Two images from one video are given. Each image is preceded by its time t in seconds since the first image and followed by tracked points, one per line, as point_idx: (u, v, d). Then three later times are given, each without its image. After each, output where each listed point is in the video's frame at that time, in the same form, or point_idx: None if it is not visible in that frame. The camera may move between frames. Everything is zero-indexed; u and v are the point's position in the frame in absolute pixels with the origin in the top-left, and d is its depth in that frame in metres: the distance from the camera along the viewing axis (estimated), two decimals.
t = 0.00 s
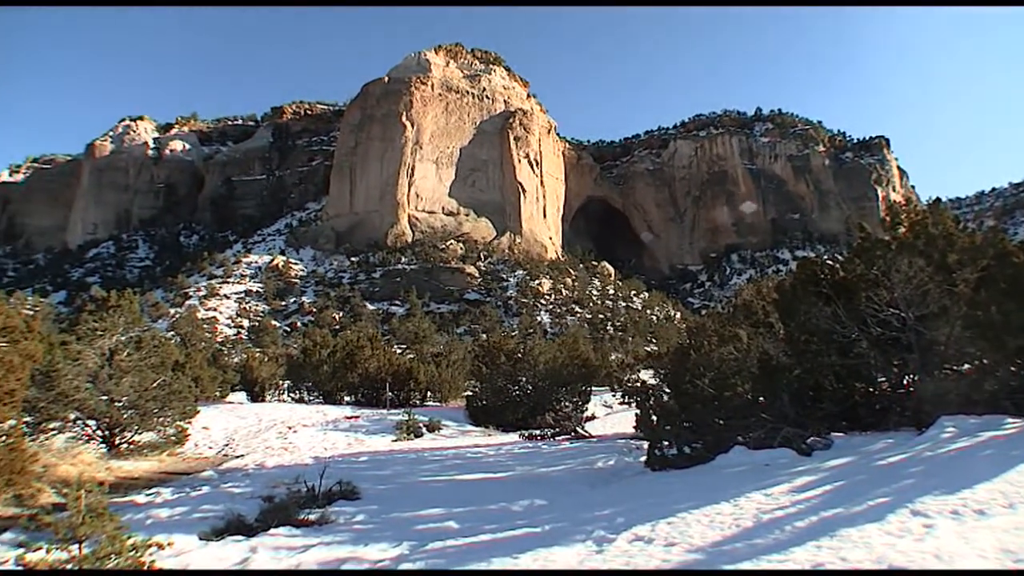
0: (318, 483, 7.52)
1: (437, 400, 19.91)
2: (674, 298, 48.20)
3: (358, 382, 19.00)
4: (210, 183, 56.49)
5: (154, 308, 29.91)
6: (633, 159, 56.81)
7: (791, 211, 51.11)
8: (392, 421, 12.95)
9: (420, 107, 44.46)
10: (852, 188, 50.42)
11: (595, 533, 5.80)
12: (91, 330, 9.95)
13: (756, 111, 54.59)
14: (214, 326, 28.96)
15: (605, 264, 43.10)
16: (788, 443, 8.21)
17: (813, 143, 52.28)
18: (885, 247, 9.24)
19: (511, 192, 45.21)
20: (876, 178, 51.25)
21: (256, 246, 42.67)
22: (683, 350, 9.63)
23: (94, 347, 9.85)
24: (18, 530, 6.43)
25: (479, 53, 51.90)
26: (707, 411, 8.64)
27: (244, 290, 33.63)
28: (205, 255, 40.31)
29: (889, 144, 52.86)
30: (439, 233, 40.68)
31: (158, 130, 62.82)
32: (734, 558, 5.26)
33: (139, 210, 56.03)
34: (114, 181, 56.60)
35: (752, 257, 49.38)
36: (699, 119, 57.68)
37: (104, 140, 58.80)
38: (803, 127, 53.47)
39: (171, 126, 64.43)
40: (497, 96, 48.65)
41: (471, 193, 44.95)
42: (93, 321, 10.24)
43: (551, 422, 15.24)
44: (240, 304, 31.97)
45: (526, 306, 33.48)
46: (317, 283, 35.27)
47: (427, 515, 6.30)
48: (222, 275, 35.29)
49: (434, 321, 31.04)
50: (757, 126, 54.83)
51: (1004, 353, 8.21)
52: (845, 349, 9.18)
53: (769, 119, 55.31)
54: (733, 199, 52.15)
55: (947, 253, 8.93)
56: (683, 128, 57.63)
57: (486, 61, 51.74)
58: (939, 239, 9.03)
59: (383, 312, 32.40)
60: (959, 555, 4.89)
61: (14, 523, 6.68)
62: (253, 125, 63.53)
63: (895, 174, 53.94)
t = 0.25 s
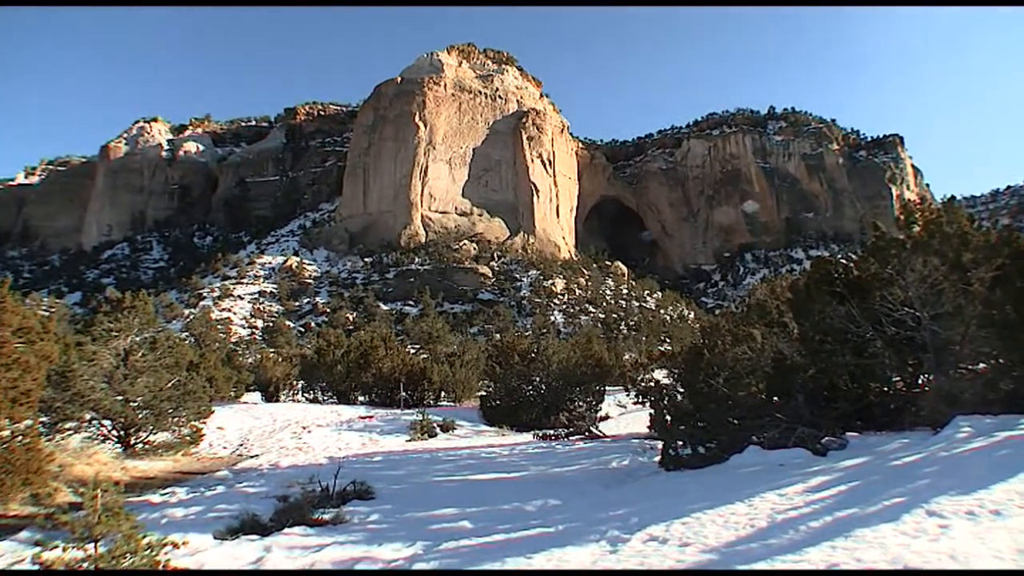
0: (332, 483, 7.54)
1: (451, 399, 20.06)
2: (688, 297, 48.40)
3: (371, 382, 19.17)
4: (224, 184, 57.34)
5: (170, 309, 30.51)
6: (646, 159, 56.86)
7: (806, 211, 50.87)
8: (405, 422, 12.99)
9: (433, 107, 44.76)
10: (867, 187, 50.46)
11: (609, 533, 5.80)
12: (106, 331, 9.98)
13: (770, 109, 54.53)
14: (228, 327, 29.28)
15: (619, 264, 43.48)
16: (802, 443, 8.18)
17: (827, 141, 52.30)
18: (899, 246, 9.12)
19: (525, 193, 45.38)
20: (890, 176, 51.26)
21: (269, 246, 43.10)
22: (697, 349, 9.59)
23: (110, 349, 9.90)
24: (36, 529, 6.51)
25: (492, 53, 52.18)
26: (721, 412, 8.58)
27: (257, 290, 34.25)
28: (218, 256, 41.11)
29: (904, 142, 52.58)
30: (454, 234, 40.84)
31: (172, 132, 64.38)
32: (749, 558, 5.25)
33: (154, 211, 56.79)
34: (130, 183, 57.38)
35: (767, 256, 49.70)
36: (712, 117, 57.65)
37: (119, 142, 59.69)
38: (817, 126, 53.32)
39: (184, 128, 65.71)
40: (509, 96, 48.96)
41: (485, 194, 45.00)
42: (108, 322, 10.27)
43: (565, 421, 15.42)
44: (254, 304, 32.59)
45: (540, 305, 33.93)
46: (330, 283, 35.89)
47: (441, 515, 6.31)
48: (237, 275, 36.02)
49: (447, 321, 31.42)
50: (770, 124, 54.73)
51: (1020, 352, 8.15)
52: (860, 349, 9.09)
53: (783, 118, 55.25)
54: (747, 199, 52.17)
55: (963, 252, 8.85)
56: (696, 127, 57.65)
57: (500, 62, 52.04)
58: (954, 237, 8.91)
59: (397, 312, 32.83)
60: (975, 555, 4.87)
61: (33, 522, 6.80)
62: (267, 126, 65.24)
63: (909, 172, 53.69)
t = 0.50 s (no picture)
0: (349, 483, 7.56)
1: (467, 399, 20.21)
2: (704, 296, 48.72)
3: (389, 382, 19.51)
4: (241, 186, 58.62)
5: (187, 310, 31.27)
6: (662, 158, 56.77)
7: (822, 209, 51.23)
8: (422, 422, 13.04)
9: (449, 108, 45.10)
10: (884, 185, 50.48)
11: (626, 533, 5.79)
12: (124, 332, 10.02)
13: (786, 107, 54.39)
14: (245, 327, 30.19)
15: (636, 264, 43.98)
16: (820, 442, 8.17)
17: (844, 139, 52.01)
18: (917, 244, 9.05)
19: (541, 193, 45.59)
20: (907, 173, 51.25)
21: (285, 247, 44.08)
22: (715, 348, 9.59)
23: (128, 349, 9.96)
24: (57, 527, 6.60)
25: (507, 53, 52.52)
26: (738, 411, 8.55)
27: (274, 291, 35.02)
28: (234, 257, 41.85)
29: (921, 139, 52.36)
30: (470, 234, 41.01)
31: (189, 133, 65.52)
32: (766, 558, 5.22)
33: (170, 212, 58.45)
34: (146, 184, 59.37)
35: (783, 254, 50.67)
36: (729, 116, 57.39)
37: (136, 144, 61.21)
38: (834, 123, 52.85)
39: (201, 129, 66.59)
40: (525, 96, 49.18)
41: (501, 194, 45.02)
42: (126, 323, 10.30)
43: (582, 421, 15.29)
44: (271, 305, 33.41)
45: (556, 305, 34.46)
46: (347, 283, 36.83)
47: (458, 514, 6.32)
48: (252, 277, 36.96)
49: (464, 321, 31.83)
50: (787, 122, 54.03)
51: None
52: (877, 348, 9.06)
53: (799, 116, 54.31)
54: (763, 197, 52.30)
55: (981, 251, 8.81)
56: (711, 126, 57.56)
57: (515, 62, 52.31)
58: (973, 235, 8.88)
59: (413, 312, 33.32)
60: (996, 556, 4.82)
61: (52, 521, 6.87)
62: (283, 127, 66.16)
63: (927, 169, 53.50)
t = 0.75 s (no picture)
0: (365, 483, 7.59)
1: (483, 400, 20.38)
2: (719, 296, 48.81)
3: (405, 382, 19.60)
4: (256, 187, 59.32)
5: (203, 312, 31.95)
6: (676, 157, 56.87)
7: (837, 208, 50.84)
8: (437, 422, 13.11)
9: (463, 109, 46.40)
10: (900, 183, 50.38)
11: (642, 534, 5.79)
12: (141, 332, 10.13)
13: (801, 105, 54.32)
14: (261, 328, 30.68)
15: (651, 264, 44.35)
16: (836, 442, 8.12)
17: (859, 137, 51.97)
18: (934, 242, 8.93)
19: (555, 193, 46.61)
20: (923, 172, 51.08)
21: (300, 249, 44.95)
22: (730, 348, 9.55)
23: (145, 350, 10.07)
24: (74, 527, 6.68)
25: (521, 53, 53.63)
26: (753, 410, 8.46)
27: (289, 292, 35.69)
28: (249, 258, 42.48)
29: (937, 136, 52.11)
30: (484, 234, 42.22)
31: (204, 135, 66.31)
32: (783, 559, 5.20)
33: (186, 213, 59.70)
34: (162, 186, 60.72)
35: (799, 253, 50.04)
36: (743, 115, 57.37)
37: (152, 147, 62.56)
38: (849, 121, 52.79)
39: (216, 131, 67.27)
40: (539, 96, 50.19)
41: (515, 194, 46.26)
42: (143, 323, 10.43)
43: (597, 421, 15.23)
44: (286, 305, 34.08)
45: (571, 306, 34.73)
46: (363, 284, 37.62)
47: (473, 514, 6.33)
48: (268, 278, 37.72)
49: (480, 322, 32.14)
50: (801, 120, 54.43)
51: None
52: (893, 347, 9.01)
53: (814, 114, 54.74)
54: (778, 196, 52.24)
55: (999, 249, 8.66)
56: (726, 125, 57.54)
57: (528, 62, 53.42)
58: (989, 233, 8.79)
59: (428, 312, 33.69)
60: (1014, 558, 4.78)
61: (69, 520, 6.94)
62: (297, 128, 66.69)
63: (942, 167, 53.24)
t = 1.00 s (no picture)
0: (381, 482, 7.62)
1: (499, 400, 20.42)
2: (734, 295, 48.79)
3: (420, 382, 19.67)
4: (272, 188, 59.88)
5: (219, 313, 32.40)
6: (691, 156, 56.95)
7: (853, 206, 50.67)
8: (453, 422, 13.16)
9: (478, 109, 46.81)
10: (916, 181, 50.07)
11: (658, 534, 5.78)
12: (158, 333, 10.21)
13: (816, 104, 54.17)
14: (278, 329, 31.02)
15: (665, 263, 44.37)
16: (852, 442, 8.10)
17: (875, 135, 51.73)
18: (952, 241, 8.92)
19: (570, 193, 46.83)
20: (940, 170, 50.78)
21: (315, 250, 45.51)
22: (746, 348, 9.53)
23: (162, 350, 10.13)
24: (92, 526, 6.76)
25: (535, 53, 53.72)
26: (770, 410, 8.43)
27: (306, 293, 36.21)
28: (265, 259, 43.00)
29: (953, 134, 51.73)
30: (499, 234, 42.67)
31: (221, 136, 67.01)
32: (799, 559, 5.18)
33: (203, 215, 60.42)
34: (179, 187, 61.45)
35: (815, 253, 49.57)
36: (758, 113, 57.37)
37: (169, 149, 63.48)
38: (864, 118, 52.70)
39: (232, 133, 67.83)
40: (554, 96, 50.22)
41: (531, 194, 46.63)
42: (160, 324, 10.51)
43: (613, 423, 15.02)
44: (302, 306, 34.52)
45: (586, 305, 34.92)
46: (379, 284, 38.32)
47: (489, 514, 6.34)
48: (284, 279, 38.29)
49: (496, 322, 32.39)
50: (816, 118, 54.26)
51: None
52: (911, 346, 8.93)
53: (829, 112, 54.64)
54: (793, 195, 52.10)
55: (1017, 247, 8.65)
56: (741, 123, 57.59)
57: (543, 62, 53.54)
58: (1007, 231, 8.80)
59: (444, 313, 33.99)
60: None
61: (87, 519, 7.03)
62: (312, 129, 67.13)
63: (959, 165, 52.80)
